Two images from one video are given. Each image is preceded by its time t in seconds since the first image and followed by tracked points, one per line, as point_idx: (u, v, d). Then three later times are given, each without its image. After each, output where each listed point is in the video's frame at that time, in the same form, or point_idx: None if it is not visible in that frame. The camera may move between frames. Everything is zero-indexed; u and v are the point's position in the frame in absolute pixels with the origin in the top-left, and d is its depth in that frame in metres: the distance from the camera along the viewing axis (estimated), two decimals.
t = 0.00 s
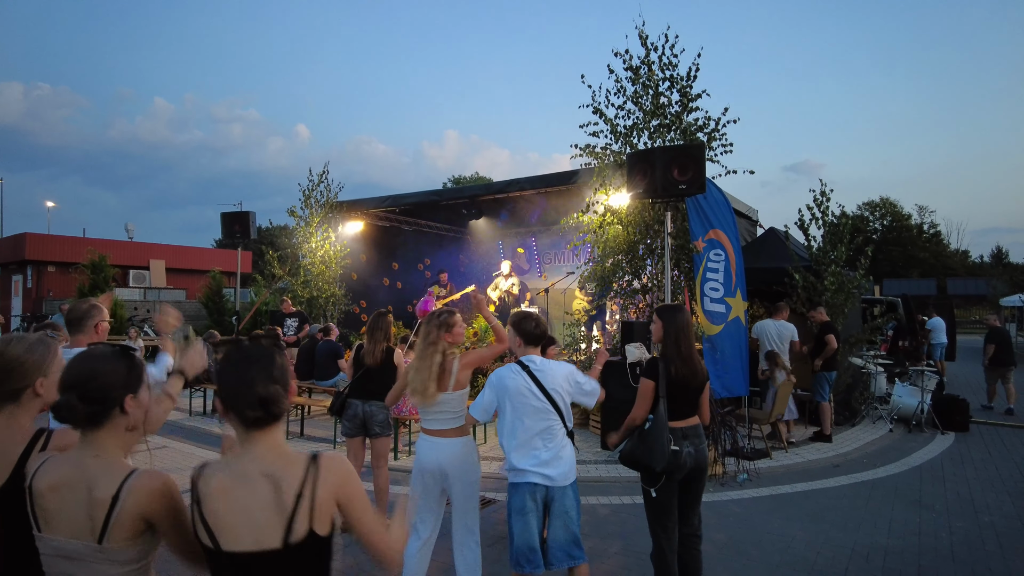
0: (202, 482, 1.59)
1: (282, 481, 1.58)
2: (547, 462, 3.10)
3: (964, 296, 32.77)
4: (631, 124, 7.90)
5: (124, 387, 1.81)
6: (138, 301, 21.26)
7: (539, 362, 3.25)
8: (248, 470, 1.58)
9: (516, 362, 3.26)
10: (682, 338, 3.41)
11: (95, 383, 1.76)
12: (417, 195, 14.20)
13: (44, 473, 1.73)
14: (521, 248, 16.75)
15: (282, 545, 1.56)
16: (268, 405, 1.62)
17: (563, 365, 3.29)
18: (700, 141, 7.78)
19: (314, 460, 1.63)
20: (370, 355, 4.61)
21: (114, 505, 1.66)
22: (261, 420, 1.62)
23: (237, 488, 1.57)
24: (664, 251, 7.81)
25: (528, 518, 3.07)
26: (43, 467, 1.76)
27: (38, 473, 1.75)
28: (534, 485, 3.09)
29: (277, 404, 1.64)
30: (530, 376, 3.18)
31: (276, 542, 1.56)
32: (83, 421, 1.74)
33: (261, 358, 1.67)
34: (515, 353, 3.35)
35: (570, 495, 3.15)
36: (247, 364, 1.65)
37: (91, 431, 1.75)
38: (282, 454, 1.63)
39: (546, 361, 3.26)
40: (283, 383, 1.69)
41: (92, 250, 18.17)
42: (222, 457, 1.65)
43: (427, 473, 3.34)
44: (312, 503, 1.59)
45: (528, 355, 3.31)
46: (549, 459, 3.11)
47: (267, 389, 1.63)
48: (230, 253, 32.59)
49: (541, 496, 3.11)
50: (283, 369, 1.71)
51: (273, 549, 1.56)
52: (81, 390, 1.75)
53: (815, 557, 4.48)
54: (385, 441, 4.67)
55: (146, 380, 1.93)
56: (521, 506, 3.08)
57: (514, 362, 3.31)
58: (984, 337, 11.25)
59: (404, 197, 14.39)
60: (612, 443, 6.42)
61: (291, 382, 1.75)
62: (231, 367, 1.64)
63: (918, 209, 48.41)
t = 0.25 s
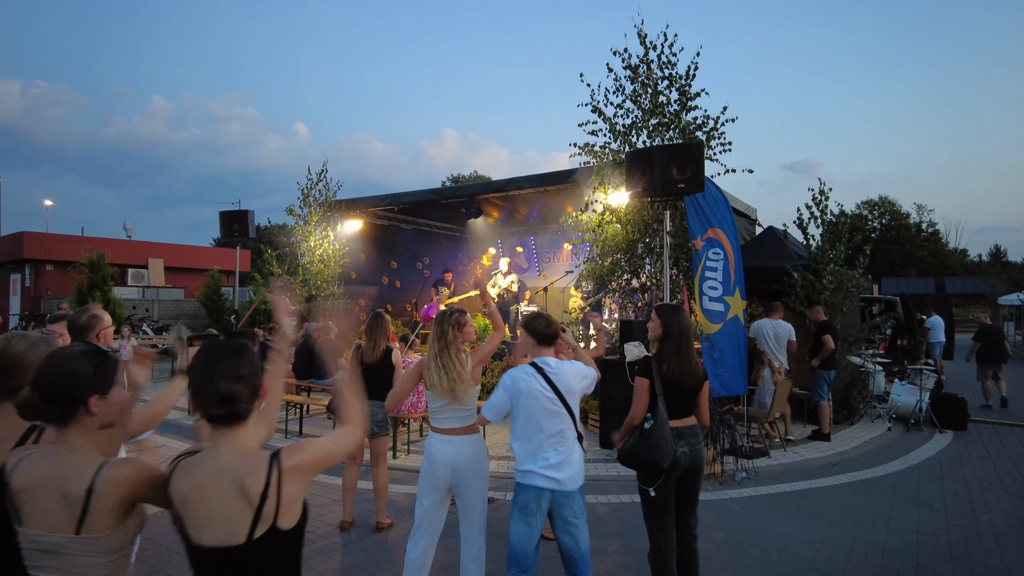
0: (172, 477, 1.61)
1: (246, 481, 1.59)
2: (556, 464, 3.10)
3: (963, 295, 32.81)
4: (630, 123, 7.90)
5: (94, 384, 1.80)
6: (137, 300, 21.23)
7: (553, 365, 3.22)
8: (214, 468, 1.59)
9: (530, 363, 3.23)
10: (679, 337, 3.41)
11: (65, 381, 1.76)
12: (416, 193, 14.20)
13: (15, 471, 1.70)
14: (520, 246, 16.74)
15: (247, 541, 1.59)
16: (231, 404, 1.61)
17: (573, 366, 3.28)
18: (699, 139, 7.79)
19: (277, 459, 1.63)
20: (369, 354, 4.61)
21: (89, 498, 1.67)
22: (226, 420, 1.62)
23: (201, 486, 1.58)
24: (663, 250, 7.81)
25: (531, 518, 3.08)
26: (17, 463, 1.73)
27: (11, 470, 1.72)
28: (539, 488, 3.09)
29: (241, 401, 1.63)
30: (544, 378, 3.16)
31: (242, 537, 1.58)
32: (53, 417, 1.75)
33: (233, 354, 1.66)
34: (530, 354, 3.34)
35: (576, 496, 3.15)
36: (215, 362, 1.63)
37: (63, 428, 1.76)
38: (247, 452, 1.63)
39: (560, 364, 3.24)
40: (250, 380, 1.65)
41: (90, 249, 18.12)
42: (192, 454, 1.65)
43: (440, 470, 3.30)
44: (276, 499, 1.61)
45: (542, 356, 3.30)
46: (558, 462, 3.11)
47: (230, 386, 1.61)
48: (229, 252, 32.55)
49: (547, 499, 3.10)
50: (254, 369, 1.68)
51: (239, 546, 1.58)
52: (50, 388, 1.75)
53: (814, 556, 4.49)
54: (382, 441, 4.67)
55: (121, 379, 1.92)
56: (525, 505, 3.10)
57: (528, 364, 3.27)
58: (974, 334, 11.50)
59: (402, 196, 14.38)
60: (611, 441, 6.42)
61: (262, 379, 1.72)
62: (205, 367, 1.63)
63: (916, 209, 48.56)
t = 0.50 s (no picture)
0: (146, 492, 1.61)
1: (220, 491, 1.58)
2: (568, 460, 3.10)
3: (962, 294, 32.86)
4: (629, 122, 7.90)
5: (61, 385, 1.82)
6: (136, 299, 21.20)
7: (567, 362, 3.23)
8: (187, 480, 1.59)
9: (544, 360, 3.24)
10: (676, 337, 3.40)
11: (32, 380, 1.79)
12: (415, 192, 14.19)
13: None
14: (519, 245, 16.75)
15: (225, 552, 1.57)
16: (190, 407, 1.61)
17: (589, 365, 3.28)
18: (698, 138, 7.78)
19: (250, 470, 1.62)
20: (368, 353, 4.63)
21: (55, 501, 1.67)
22: (195, 431, 1.62)
23: (177, 500, 1.58)
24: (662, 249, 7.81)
25: (544, 514, 3.07)
26: None
27: None
28: (551, 483, 3.10)
29: (203, 408, 1.61)
30: (557, 375, 3.17)
31: (219, 548, 1.56)
32: (16, 415, 1.76)
33: (212, 364, 1.66)
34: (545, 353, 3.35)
35: (588, 493, 3.15)
36: (191, 370, 1.64)
37: (26, 428, 1.77)
38: (220, 462, 1.62)
39: (574, 362, 3.24)
40: (220, 393, 1.64)
41: (89, 248, 18.09)
42: (168, 467, 1.65)
43: (447, 466, 3.29)
44: (251, 511, 1.59)
45: (557, 353, 3.30)
46: (570, 457, 3.11)
47: (193, 389, 1.62)
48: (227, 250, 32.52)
49: (559, 494, 3.11)
50: (232, 382, 1.68)
51: (217, 558, 1.56)
52: (19, 385, 1.78)
53: (813, 554, 4.49)
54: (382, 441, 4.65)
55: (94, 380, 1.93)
56: (537, 502, 3.08)
57: (542, 361, 3.28)
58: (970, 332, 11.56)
59: (401, 194, 14.37)
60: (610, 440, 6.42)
61: (240, 395, 1.72)
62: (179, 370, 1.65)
63: (916, 208, 48.60)
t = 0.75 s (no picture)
0: (147, 473, 1.62)
1: (219, 471, 1.57)
2: (574, 461, 3.10)
3: (961, 294, 32.91)
4: (628, 121, 7.90)
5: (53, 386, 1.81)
6: (134, 298, 21.17)
7: (579, 363, 3.24)
8: (187, 460, 1.60)
9: (554, 359, 3.24)
10: (669, 334, 3.41)
11: (23, 382, 1.78)
12: (413, 191, 14.19)
13: None
14: (518, 245, 16.74)
15: (225, 533, 1.57)
16: (179, 398, 1.61)
17: (599, 366, 3.29)
18: (697, 137, 7.78)
19: (249, 450, 1.60)
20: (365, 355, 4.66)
21: (59, 486, 1.69)
22: (188, 417, 1.63)
23: (178, 479, 1.59)
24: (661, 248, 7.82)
25: (548, 514, 3.07)
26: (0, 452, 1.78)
27: None
28: (558, 484, 3.08)
29: (192, 398, 1.61)
30: (568, 374, 3.18)
31: (219, 529, 1.57)
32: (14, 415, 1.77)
33: (193, 349, 1.65)
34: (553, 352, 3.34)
35: (592, 492, 3.14)
36: (177, 357, 1.63)
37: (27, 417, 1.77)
38: (220, 444, 1.62)
39: (585, 363, 3.24)
40: (207, 380, 1.64)
41: (87, 247, 18.06)
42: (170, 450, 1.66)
43: (450, 464, 3.29)
44: (250, 492, 1.57)
45: (567, 353, 3.31)
46: (576, 459, 3.10)
47: (178, 377, 1.62)
48: (227, 250, 32.53)
49: (563, 496, 3.09)
50: (222, 368, 1.67)
51: (218, 537, 1.56)
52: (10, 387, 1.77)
53: (811, 553, 4.50)
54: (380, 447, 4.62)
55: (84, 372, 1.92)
56: (542, 501, 3.09)
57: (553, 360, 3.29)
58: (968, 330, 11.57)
59: (400, 194, 14.37)
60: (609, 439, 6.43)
61: (234, 378, 1.74)
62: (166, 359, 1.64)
63: (914, 207, 48.65)
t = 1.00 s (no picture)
0: (168, 478, 1.60)
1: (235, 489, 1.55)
2: (570, 461, 3.10)
3: (960, 293, 32.93)
4: (627, 120, 7.90)
5: (58, 378, 1.84)
6: (133, 298, 21.16)
7: (578, 363, 3.24)
8: (209, 471, 1.58)
9: (554, 359, 3.23)
10: (664, 336, 3.40)
11: (30, 372, 1.81)
12: (412, 190, 14.18)
13: None
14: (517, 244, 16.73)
15: (232, 556, 1.53)
16: (244, 412, 1.63)
17: (599, 367, 3.30)
18: (696, 136, 7.78)
19: (273, 472, 1.59)
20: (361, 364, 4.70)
21: (47, 495, 1.68)
22: (221, 430, 1.62)
23: (194, 491, 1.56)
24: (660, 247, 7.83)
25: (545, 513, 3.09)
26: None
27: None
28: (554, 483, 3.09)
29: (251, 409, 1.65)
30: (567, 375, 3.17)
31: (226, 550, 1.53)
32: (12, 408, 1.77)
33: (232, 366, 1.66)
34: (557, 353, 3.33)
35: (589, 493, 3.16)
36: (216, 371, 1.63)
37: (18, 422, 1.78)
38: (244, 460, 1.61)
39: (584, 365, 3.24)
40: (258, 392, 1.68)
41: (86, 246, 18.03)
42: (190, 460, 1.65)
43: (453, 469, 3.27)
44: (264, 515, 1.54)
45: (568, 354, 3.30)
46: (573, 459, 3.10)
47: (243, 395, 1.63)
48: (225, 249, 32.51)
49: (560, 494, 3.11)
50: (257, 375, 1.70)
51: (225, 559, 1.52)
52: (16, 377, 1.79)
53: (809, 552, 4.50)
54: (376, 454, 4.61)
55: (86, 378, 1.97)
56: (540, 501, 3.10)
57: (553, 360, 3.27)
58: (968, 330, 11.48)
59: (399, 192, 14.36)
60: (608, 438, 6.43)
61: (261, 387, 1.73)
62: (207, 376, 1.62)
63: (913, 207, 48.67)
